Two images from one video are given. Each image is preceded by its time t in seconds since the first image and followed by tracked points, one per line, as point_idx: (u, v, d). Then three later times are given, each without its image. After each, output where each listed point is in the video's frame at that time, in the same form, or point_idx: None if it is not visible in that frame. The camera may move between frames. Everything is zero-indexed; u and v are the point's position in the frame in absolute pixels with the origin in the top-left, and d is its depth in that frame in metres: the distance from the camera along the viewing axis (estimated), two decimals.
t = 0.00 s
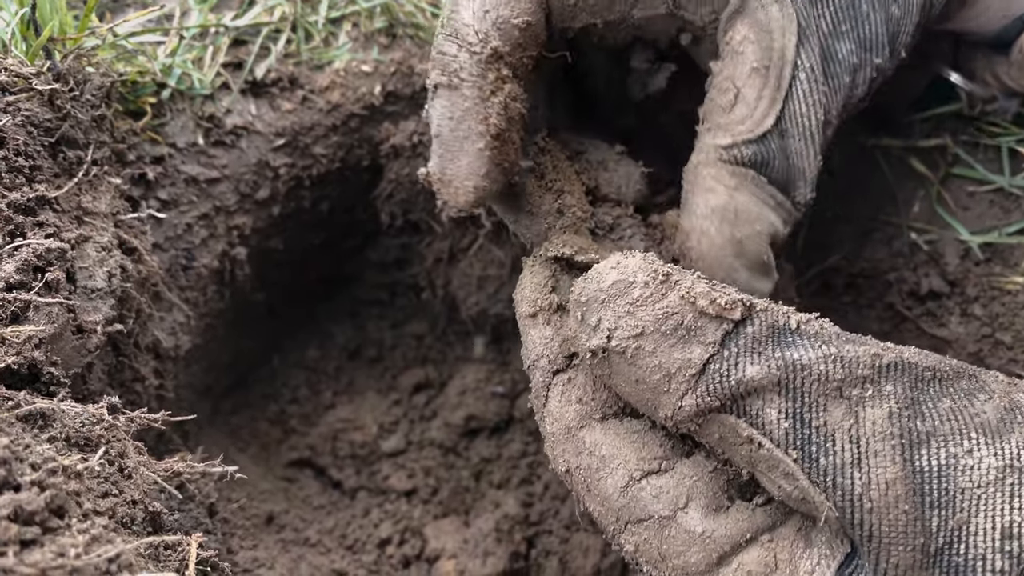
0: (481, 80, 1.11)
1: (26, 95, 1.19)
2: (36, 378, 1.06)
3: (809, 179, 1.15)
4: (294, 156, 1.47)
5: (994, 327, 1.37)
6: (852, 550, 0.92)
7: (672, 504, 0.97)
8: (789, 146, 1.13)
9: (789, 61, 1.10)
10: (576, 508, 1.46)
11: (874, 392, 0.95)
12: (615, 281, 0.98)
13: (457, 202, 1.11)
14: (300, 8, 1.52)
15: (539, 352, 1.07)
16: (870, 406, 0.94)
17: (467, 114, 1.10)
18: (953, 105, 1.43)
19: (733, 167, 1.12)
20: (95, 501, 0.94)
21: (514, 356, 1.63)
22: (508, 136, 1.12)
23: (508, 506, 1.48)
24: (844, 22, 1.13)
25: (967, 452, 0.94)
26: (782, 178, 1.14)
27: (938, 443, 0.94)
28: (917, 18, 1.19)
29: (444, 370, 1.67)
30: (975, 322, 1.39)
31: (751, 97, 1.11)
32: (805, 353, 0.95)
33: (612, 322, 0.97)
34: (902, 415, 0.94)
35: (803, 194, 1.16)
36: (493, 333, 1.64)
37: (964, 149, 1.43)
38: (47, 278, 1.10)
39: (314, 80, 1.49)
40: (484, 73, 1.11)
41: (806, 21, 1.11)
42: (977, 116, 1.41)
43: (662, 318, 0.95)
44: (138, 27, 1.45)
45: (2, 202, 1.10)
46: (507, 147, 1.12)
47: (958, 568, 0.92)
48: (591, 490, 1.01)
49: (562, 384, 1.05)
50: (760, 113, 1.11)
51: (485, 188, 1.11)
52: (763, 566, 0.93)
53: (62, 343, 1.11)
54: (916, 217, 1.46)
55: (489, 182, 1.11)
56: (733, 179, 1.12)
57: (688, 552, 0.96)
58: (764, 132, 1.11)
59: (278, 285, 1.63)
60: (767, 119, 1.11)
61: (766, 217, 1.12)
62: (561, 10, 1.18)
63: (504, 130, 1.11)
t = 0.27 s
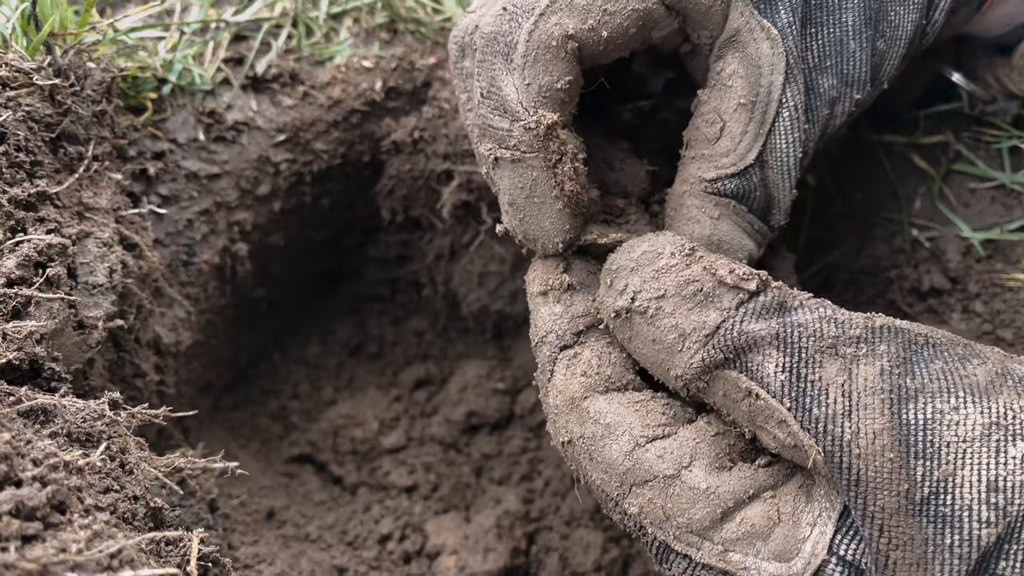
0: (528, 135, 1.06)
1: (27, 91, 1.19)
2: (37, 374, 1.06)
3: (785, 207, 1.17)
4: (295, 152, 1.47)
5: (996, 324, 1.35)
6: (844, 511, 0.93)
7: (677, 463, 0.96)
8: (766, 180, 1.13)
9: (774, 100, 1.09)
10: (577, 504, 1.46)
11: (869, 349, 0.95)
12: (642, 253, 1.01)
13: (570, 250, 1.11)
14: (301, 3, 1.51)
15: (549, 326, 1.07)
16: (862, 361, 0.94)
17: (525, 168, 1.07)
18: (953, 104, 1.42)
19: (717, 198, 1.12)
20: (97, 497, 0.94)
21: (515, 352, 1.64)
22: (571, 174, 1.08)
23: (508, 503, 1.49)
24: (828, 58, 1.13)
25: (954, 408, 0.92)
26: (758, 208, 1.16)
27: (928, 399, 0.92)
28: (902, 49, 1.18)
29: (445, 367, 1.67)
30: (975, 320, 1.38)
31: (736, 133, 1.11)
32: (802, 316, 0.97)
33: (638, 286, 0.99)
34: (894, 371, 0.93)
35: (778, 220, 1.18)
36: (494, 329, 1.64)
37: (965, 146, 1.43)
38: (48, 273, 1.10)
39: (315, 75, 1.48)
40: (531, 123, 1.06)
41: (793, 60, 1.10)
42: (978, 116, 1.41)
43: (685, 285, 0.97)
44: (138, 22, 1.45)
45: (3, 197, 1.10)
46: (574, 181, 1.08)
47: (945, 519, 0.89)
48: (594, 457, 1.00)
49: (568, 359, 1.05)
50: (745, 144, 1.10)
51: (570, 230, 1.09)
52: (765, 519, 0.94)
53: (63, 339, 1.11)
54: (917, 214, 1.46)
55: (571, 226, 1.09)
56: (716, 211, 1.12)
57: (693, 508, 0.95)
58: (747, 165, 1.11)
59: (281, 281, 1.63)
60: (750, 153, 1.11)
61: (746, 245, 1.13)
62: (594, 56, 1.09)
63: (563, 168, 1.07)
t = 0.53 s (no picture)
0: (538, 125, 1.06)
1: (28, 87, 1.19)
2: (38, 371, 1.06)
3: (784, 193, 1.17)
4: (297, 149, 1.47)
5: (997, 322, 1.35)
6: (848, 500, 0.93)
7: (681, 453, 0.96)
8: (764, 166, 1.13)
9: (771, 84, 1.09)
10: (578, 501, 1.46)
11: (879, 338, 0.94)
12: (656, 231, 1.01)
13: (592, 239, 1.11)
14: None
15: (556, 315, 1.07)
16: (870, 350, 0.94)
17: (540, 160, 1.07)
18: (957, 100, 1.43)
19: (716, 184, 1.12)
20: (98, 494, 0.94)
21: (516, 350, 1.64)
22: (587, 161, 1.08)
23: (509, 500, 1.49)
24: (825, 44, 1.12)
25: (953, 403, 0.93)
26: (758, 194, 1.16)
27: (926, 393, 0.94)
28: (902, 36, 1.17)
29: (445, 364, 1.67)
30: (976, 318, 1.37)
31: (733, 118, 1.11)
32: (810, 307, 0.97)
33: (650, 266, 0.99)
34: (900, 362, 0.93)
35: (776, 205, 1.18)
36: (494, 326, 1.64)
37: (966, 143, 1.43)
38: (49, 270, 1.10)
39: (316, 72, 1.48)
40: (541, 114, 1.05)
41: (789, 45, 1.09)
42: (980, 113, 1.41)
43: (697, 267, 0.97)
44: (140, 19, 1.45)
45: (4, 194, 1.10)
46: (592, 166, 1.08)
47: (946, 511, 0.90)
48: (597, 447, 1.00)
49: (573, 348, 1.05)
50: (742, 130, 1.10)
51: (591, 217, 1.09)
52: (771, 509, 0.94)
53: (65, 335, 1.11)
54: (919, 212, 1.46)
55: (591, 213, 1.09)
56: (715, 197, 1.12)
57: (696, 498, 0.95)
58: (745, 151, 1.11)
59: (281, 279, 1.63)
60: (748, 138, 1.11)
61: (745, 233, 1.13)
62: (596, 43, 1.10)
63: (579, 154, 1.07)
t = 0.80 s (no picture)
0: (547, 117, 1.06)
1: (29, 86, 1.19)
2: (39, 369, 1.06)
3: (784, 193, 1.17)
4: (298, 147, 1.46)
5: (998, 321, 1.35)
6: (852, 490, 0.93)
7: (685, 446, 0.96)
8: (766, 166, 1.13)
9: (774, 83, 1.09)
10: (578, 500, 1.47)
11: (895, 324, 0.95)
12: (683, 193, 1.00)
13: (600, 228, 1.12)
14: None
15: (558, 308, 1.07)
16: (887, 335, 0.94)
17: (549, 151, 1.07)
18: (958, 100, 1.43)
19: (724, 183, 1.12)
20: (100, 492, 0.94)
21: (517, 348, 1.64)
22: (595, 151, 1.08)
23: (509, 498, 1.49)
24: (823, 43, 1.12)
25: (965, 395, 0.94)
26: (761, 193, 1.16)
27: (939, 384, 0.94)
28: (900, 35, 1.17)
29: (446, 363, 1.67)
30: (976, 317, 1.38)
31: (738, 117, 1.10)
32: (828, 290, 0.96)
33: (673, 226, 0.98)
34: (916, 349, 0.94)
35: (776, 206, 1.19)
36: (495, 325, 1.64)
37: (967, 143, 1.43)
38: (50, 269, 1.10)
39: (317, 71, 1.48)
40: (549, 106, 1.06)
41: (791, 45, 1.10)
42: (981, 112, 1.42)
43: (722, 231, 0.97)
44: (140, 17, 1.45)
45: (5, 193, 1.10)
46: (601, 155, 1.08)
47: (952, 503, 0.90)
48: (599, 440, 0.99)
49: (575, 341, 1.05)
50: (747, 130, 1.10)
51: (599, 206, 1.09)
52: (774, 502, 0.94)
53: (66, 334, 1.11)
54: (920, 211, 1.46)
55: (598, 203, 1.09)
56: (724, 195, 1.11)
57: (700, 491, 0.95)
58: (750, 150, 1.11)
59: (281, 277, 1.63)
60: (752, 137, 1.10)
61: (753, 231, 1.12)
62: (600, 37, 1.10)
63: (588, 145, 1.07)
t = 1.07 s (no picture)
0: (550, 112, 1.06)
1: (30, 85, 1.19)
2: (40, 368, 1.06)
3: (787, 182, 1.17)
4: (298, 146, 1.46)
5: (998, 321, 1.36)
6: (854, 505, 0.92)
7: (684, 455, 0.96)
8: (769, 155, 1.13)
9: (778, 72, 1.10)
10: (577, 499, 1.47)
11: (881, 343, 0.94)
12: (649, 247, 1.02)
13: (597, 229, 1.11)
14: None
15: (553, 314, 1.08)
16: (875, 354, 0.93)
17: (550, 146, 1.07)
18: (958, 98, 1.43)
19: (727, 172, 1.12)
20: (100, 491, 0.94)
21: (517, 348, 1.64)
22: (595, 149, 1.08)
23: (509, 498, 1.49)
24: (824, 32, 1.12)
25: (964, 405, 0.91)
26: (763, 184, 1.16)
27: (936, 395, 0.92)
28: (901, 25, 1.17)
29: (446, 362, 1.67)
30: (976, 317, 1.38)
31: (742, 105, 1.11)
32: (811, 312, 0.96)
33: (643, 283, 1.00)
34: (906, 365, 0.93)
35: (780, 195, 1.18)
36: (495, 324, 1.64)
37: (967, 143, 1.43)
38: (50, 268, 1.10)
39: (317, 70, 1.48)
40: (551, 100, 1.06)
41: (793, 33, 1.10)
42: (981, 111, 1.41)
43: (691, 282, 0.98)
44: (140, 16, 1.45)
45: (6, 191, 1.10)
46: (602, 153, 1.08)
47: (954, 517, 0.88)
48: (598, 448, 1.00)
49: (572, 349, 1.06)
50: (750, 118, 1.11)
51: (598, 206, 1.09)
52: (774, 514, 0.94)
53: (66, 333, 1.11)
54: (920, 211, 1.47)
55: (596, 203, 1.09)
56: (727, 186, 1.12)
57: (699, 501, 0.95)
58: (753, 139, 1.11)
59: (282, 276, 1.63)
60: (756, 126, 1.11)
61: (755, 222, 1.13)
62: (603, 31, 1.11)
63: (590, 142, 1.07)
